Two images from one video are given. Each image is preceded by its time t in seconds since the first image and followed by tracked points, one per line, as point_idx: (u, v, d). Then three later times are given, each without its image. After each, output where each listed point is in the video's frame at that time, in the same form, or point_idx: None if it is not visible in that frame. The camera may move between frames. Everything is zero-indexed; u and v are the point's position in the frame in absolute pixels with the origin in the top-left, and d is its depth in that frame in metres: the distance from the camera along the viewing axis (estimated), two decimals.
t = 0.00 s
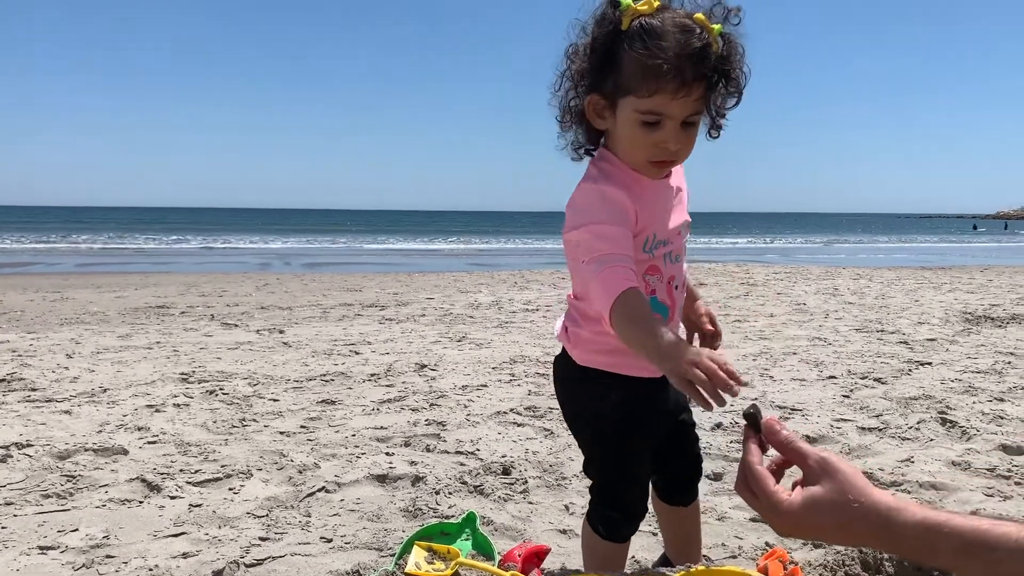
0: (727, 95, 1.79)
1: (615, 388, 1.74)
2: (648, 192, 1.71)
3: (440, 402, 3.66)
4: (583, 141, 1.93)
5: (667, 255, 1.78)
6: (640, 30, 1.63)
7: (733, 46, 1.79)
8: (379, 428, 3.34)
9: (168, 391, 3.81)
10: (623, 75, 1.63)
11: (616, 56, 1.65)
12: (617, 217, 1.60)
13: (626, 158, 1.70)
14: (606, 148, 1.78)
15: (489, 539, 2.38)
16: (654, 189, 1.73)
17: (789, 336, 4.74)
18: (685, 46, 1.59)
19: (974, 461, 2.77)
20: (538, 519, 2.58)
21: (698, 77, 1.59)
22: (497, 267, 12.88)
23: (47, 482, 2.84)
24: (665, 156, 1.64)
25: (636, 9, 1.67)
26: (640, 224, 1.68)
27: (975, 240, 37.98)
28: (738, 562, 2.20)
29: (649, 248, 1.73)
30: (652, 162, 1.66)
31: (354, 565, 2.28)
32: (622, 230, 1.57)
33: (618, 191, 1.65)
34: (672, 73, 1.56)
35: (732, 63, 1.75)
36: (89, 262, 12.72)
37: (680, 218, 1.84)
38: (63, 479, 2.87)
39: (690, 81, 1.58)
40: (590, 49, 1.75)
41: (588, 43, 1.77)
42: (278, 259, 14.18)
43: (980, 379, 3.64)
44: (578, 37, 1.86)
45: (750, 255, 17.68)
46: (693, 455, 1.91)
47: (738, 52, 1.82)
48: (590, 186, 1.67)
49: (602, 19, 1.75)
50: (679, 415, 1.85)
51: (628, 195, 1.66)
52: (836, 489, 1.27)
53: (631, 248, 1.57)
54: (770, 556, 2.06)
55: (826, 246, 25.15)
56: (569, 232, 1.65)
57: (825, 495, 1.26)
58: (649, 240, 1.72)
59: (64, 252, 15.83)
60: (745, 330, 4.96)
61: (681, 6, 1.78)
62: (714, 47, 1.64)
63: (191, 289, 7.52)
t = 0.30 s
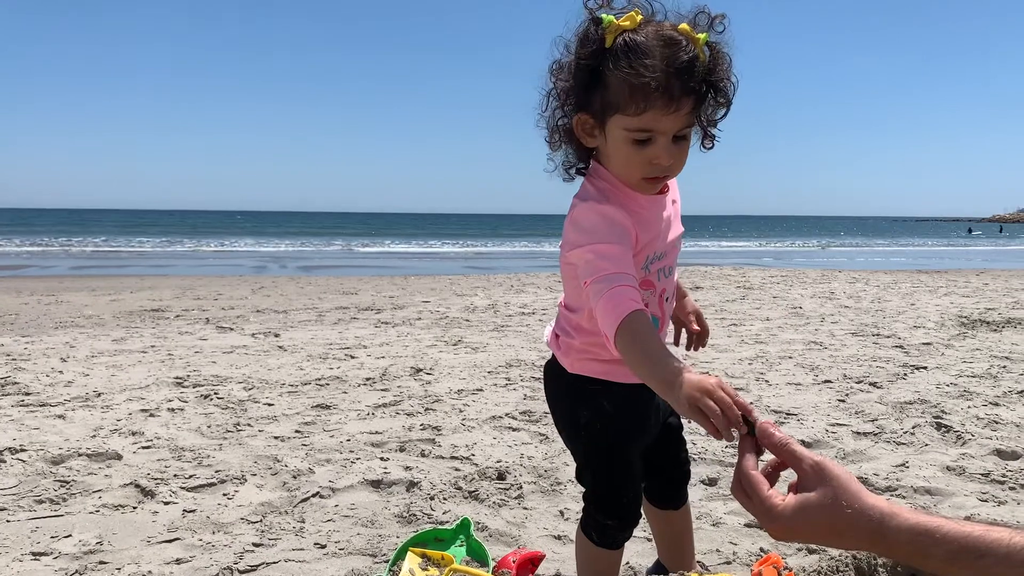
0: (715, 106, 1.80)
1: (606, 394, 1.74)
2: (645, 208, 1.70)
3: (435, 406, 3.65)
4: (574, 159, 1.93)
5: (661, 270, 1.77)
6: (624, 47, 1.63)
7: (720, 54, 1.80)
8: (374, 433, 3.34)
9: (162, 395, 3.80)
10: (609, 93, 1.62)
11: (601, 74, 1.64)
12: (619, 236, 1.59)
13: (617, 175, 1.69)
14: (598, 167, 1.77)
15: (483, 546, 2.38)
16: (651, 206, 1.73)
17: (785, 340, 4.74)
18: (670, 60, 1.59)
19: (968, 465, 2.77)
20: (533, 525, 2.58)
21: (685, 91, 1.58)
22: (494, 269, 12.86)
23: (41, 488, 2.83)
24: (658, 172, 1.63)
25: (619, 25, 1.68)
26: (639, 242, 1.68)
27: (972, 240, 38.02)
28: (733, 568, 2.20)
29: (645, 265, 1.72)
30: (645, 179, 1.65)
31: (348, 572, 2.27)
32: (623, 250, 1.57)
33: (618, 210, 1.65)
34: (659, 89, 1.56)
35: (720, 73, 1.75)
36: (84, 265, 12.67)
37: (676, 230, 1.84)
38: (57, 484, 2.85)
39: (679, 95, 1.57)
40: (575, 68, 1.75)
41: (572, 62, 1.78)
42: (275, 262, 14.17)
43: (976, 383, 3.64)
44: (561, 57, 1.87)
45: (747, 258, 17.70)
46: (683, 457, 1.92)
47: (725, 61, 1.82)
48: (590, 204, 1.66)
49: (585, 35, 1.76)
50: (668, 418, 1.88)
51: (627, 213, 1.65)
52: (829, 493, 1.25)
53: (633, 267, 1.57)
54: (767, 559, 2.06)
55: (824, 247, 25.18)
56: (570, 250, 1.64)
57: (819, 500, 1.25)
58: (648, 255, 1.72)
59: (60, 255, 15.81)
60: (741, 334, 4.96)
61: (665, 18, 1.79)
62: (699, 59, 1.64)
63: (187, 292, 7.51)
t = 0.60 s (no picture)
0: (714, 106, 1.80)
1: (603, 395, 1.74)
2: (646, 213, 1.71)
3: (433, 409, 3.65)
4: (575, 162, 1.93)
5: (661, 275, 1.77)
6: (621, 50, 1.64)
7: (717, 54, 1.81)
8: (372, 435, 3.33)
9: (159, 397, 3.79)
10: (608, 97, 1.63)
11: (599, 78, 1.65)
12: (620, 241, 1.60)
13: (619, 179, 1.69)
14: (599, 171, 1.77)
15: (482, 547, 2.38)
16: (652, 211, 1.73)
17: (782, 344, 4.75)
18: (667, 62, 1.60)
19: (966, 469, 2.77)
20: (531, 527, 2.58)
21: (683, 93, 1.59)
22: (491, 274, 12.86)
23: (37, 489, 2.81)
24: (659, 175, 1.63)
25: (615, 27, 1.69)
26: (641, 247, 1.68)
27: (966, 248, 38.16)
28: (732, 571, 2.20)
29: (645, 270, 1.72)
30: (646, 182, 1.65)
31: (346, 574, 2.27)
32: (624, 254, 1.57)
33: (619, 215, 1.65)
34: (657, 91, 1.57)
35: (718, 74, 1.76)
36: (80, 268, 12.63)
37: (676, 236, 1.84)
38: (53, 486, 2.84)
39: (677, 98, 1.58)
40: (572, 72, 1.76)
41: (569, 67, 1.79)
42: (272, 266, 14.18)
43: (973, 387, 3.65)
44: (558, 62, 1.89)
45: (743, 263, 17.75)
46: (682, 459, 1.92)
47: (722, 62, 1.83)
48: (592, 209, 1.67)
49: (581, 40, 1.77)
50: (666, 419, 1.88)
51: (627, 217, 1.66)
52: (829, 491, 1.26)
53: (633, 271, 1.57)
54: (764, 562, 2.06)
55: (819, 254, 25.25)
56: (572, 255, 1.64)
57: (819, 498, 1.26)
58: (649, 259, 1.72)
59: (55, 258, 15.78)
60: (739, 338, 4.97)
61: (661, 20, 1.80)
62: (696, 60, 1.65)
63: (183, 295, 7.49)
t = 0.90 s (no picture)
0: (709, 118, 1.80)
1: (598, 400, 1.73)
2: (634, 221, 1.70)
3: (429, 414, 3.64)
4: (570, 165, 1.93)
5: (653, 282, 1.77)
6: (615, 57, 1.64)
7: (714, 66, 1.81)
8: (368, 441, 3.32)
9: (154, 402, 3.78)
10: (600, 104, 1.63)
11: (593, 85, 1.66)
12: (603, 254, 1.60)
13: (609, 186, 1.69)
14: (591, 176, 1.77)
15: (478, 553, 2.37)
16: (642, 219, 1.72)
17: (778, 348, 4.75)
18: (661, 71, 1.60)
19: (962, 473, 2.77)
20: (527, 533, 2.57)
21: (676, 102, 1.59)
22: (488, 278, 12.86)
23: (31, 495, 2.80)
24: (649, 184, 1.63)
25: (611, 34, 1.70)
26: (627, 257, 1.68)
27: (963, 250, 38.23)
28: None
29: (636, 278, 1.73)
30: (636, 191, 1.65)
31: None
32: (605, 268, 1.58)
33: (605, 225, 1.65)
34: (649, 100, 1.57)
35: (714, 85, 1.76)
36: (75, 272, 12.61)
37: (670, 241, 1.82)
38: (47, 492, 2.83)
39: (669, 107, 1.58)
40: (567, 77, 1.77)
41: (565, 70, 1.79)
42: (268, 270, 14.17)
43: (969, 391, 3.65)
44: (556, 65, 1.88)
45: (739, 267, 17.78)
46: (679, 465, 1.92)
47: (718, 73, 1.83)
48: (579, 217, 1.67)
49: (578, 45, 1.77)
50: (664, 425, 1.88)
51: (612, 227, 1.66)
52: (830, 487, 1.27)
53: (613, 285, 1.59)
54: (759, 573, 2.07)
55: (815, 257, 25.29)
56: (554, 262, 1.67)
57: (826, 492, 1.26)
58: (638, 268, 1.72)
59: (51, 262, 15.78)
60: (735, 342, 4.97)
61: (658, 29, 1.81)
62: (691, 71, 1.65)
63: (178, 299, 7.48)
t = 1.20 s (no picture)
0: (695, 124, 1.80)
1: (590, 405, 1.73)
2: (619, 224, 1.69)
3: (425, 419, 3.64)
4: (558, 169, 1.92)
5: (642, 284, 1.76)
6: (601, 62, 1.64)
7: (701, 73, 1.81)
8: (364, 446, 3.32)
9: (150, 408, 3.77)
10: (585, 109, 1.63)
11: (579, 89, 1.65)
12: (586, 259, 1.60)
13: (593, 189, 1.69)
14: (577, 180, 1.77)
15: (474, 560, 2.37)
16: (629, 221, 1.71)
17: (774, 350, 4.75)
18: (646, 77, 1.60)
19: (957, 476, 2.78)
20: (523, 538, 2.57)
21: (660, 109, 1.59)
22: (484, 280, 12.87)
23: (26, 503, 2.79)
24: (633, 188, 1.63)
25: (598, 39, 1.69)
26: (613, 260, 1.68)
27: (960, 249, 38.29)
28: None
29: (623, 281, 1.72)
30: (620, 195, 1.65)
31: None
32: (587, 273, 1.58)
33: (589, 229, 1.64)
34: (633, 106, 1.57)
35: (701, 91, 1.76)
36: (72, 277, 12.59)
37: (659, 244, 1.81)
38: (42, 499, 2.82)
39: (653, 113, 1.58)
40: (554, 82, 1.76)
41: (553, 75, 1.78)
42: (265, 273, 14.16)
43: (964, 393, 3.65)
44: (544, 69, 1.87)
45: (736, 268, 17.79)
46: (675, 469, 1.91)
47: (706, 80, 1.83)
48: (563, 220, 1.65)
49: (565, 49, 1.76)
50: (659, 430, 1.86)
51: (597, 231, 1.65)
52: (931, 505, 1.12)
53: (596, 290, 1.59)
54: None
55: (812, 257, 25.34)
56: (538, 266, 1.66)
57: (922, 510, 1.11)
58: (624, 271, 1.72)
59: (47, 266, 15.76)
60: (731, 345, 4.97)
61: (647, 35, 1.80)
62: (677, 77, 1.65)
63: (174, 304, 7.47)
